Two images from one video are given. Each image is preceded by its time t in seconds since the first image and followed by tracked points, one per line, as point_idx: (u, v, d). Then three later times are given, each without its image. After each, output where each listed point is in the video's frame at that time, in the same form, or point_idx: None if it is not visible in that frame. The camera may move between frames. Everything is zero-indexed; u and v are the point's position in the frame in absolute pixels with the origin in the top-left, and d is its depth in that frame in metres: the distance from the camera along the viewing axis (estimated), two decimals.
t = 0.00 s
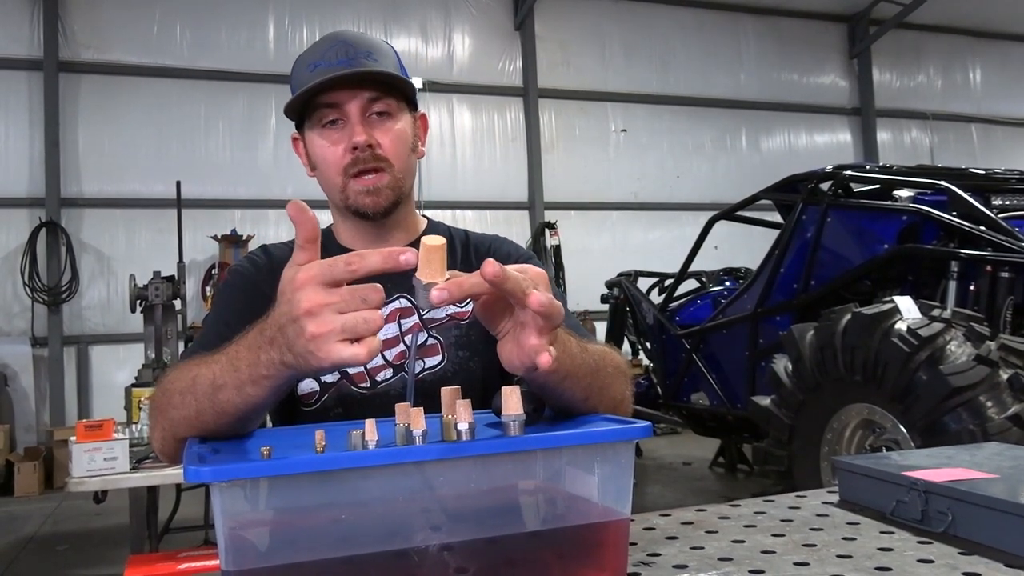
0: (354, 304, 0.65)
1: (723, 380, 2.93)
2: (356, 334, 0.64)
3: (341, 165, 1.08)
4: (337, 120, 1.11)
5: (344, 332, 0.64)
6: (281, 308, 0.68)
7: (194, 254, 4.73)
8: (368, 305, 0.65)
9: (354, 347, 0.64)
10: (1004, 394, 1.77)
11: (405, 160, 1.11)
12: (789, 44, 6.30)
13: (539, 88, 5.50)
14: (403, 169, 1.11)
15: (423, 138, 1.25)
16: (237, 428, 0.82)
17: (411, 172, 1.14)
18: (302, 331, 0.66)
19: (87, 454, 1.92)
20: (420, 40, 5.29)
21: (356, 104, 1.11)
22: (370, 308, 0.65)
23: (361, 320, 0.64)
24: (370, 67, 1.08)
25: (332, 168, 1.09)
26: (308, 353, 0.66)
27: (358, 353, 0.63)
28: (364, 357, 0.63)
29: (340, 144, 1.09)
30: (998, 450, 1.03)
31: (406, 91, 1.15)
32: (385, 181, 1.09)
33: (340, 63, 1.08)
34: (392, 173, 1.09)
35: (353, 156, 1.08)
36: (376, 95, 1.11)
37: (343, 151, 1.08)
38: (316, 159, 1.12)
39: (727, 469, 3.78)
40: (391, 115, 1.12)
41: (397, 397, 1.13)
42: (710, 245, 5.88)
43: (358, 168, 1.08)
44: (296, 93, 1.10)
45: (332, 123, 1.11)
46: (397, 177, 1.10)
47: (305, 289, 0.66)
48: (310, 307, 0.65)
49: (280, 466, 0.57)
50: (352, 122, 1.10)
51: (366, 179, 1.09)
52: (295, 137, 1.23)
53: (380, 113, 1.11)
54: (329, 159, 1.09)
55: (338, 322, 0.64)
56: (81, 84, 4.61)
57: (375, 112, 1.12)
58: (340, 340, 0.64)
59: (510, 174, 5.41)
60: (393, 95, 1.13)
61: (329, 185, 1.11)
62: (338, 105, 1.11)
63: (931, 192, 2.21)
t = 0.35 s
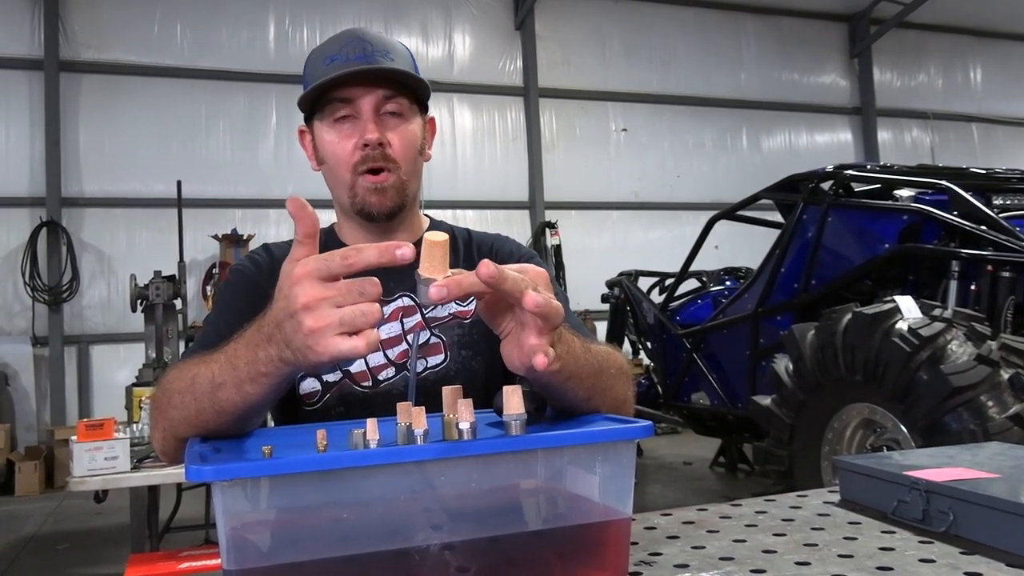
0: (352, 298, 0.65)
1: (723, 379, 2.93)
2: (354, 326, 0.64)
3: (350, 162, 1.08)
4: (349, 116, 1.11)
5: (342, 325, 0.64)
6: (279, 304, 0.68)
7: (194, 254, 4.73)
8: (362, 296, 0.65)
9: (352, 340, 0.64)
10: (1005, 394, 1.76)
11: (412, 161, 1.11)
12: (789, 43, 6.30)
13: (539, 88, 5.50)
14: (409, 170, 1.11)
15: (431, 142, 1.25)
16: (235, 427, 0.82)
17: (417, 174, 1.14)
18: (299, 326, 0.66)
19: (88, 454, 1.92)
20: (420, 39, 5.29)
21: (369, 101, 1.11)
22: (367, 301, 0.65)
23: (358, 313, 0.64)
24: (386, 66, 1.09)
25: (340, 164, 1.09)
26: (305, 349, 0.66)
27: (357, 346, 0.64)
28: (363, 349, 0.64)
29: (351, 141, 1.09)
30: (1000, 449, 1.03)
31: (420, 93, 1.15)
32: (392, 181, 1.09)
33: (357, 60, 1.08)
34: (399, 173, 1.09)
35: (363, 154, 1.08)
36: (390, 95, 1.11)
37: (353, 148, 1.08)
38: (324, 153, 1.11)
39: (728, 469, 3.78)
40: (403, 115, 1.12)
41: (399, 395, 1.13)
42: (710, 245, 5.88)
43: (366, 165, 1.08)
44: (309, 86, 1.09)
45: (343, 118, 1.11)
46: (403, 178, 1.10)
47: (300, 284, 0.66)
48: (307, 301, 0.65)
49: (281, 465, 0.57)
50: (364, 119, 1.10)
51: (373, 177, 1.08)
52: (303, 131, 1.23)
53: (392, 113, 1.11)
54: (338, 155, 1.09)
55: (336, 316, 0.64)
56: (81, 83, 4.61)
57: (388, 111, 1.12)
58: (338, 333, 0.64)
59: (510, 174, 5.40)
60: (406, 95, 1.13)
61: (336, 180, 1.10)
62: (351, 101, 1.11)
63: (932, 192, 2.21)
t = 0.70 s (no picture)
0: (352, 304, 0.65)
1: (723, 379, 2.93)
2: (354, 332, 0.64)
3: (354, 161, 1.08)
4: (355, 116, 1.11)
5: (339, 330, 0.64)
6: (279, 308, 0.68)
7: (195, 254, 4.74)
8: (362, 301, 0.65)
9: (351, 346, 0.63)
10: (1005, 392, 1.76)
11: (418, 163, 1.12)
12: (789, 43, 6.30)
13: (539, 87, 5.50)
14: (415, 171, 1.11)
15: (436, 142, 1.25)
16: (235, 428, 0.82)
17: (422, 175, 1.14)
18: (297, 330, 0.66)
19: (88, 454, 1.92)
20: (420, 39, 5.29)
21: (376, 103, 1.10)
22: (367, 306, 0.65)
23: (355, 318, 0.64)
24: (395, 69, 1.08)
25: (345, 164, 1.09)
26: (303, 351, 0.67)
27: (355, 351, 0.63)
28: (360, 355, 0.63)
29: (355, 142, 1.09)
30: (1000, 448, 1.03)
31: (428, 96, 1.15)
32: (396, 181, 1.09)
33: (365, 61, 1.08)
34: (404, 174, 1.10)
35: (367, 156, 1.08)
36: (397, 97, 1.11)
37: (357, 149, 1.09)
38: (328, 152, 1.11)
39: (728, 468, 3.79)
40: (409, 117, 1.12)
41: (400, 396, 1.13)
42: (710, 244, 5.88)
43: (371, 166, 1.08)
44: (316, 85, 1.09)
45: (349, 118, 1.11)
46: (408, 179, 1.10)
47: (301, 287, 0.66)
48: (307, 305, 0.65)
49: (281, 465, 0.57)
50: (371, 120, 1.10)
51: (376, 178, 1.09)
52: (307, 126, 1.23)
53: (399, 115, 1.11)
54: (343, 154, 1.09)
55: (334, 320, 0.64)
56: (81, 83, 4.61)
57: (393, 113, 1.12)
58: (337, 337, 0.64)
59: (510, 174, 5.41)
60: (414, 98, 1.13)
61: (340, 178, 1.10)
62: (358, 102, 1.10)
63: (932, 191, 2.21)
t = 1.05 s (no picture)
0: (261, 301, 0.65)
1: (723, 378, 2.93)
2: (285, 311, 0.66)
3: (371, 167, 1.09)
4: (371, 119, 1.10)
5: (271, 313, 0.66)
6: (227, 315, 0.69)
7: (195, 253, 4.74)
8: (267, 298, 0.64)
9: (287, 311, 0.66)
10: (1004, 392, 1.76)
11: (428, 170, 1.13)
12: (789, 42, 6.30)
13: (539, 87, 5.49)
14: (425, 178, 1.13)
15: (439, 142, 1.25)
16: (231, 425, 0.83)
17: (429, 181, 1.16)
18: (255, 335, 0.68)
19: (88, 453, 1.92)
20: (420, 38, 5.28)
21: (394, 108, 1.10)
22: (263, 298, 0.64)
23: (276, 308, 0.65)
24: (416, 76, 1.08)
25: (362, 169, 1.10)
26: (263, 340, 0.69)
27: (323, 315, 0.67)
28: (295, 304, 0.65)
29: (372, 148, 1.09)
30: (999, 448, 1.03)
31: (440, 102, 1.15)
32: (409, 190, 1.11)
33: (386, 65, 1.07)
34: (417, 181, 1.11)
35: (385, 163, 1.08)
36: (414, 102, 1.11)
37: (375, 155, 1.09)
38: (341, 154, 1.11)
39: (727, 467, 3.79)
40: (423, 123, 1.13)
41: (399, 396, 1.13)
42: (710, 244, 5.88)
43: (388, 173, 1.09)
44: (335, 86, 1.07)
45: (364, 121, 1.10)
46: (420, 188, 1.12)
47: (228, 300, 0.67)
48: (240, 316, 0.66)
49: (281, 465, 0.57)
50: (386, 125, 1.10)
51: (391, 185, 1.10)
52: (312, 120, 1.21)
53: (413, 121, 1.12)
54: (360, 159, 1.09)
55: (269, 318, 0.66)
56: (81, 82, 4.61)
57: (408, 118, 1.12)
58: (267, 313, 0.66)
59: (510, 173, 5.40)
60: (428, 103, 1.13)
61: (354, 182, 1.11)
62: (374, 106, 1.10)
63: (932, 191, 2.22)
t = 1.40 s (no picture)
0: (318, 308, 0.64)
1: (723, 378, 2.93)
2: (336, 334, 0.64)
3: (364, 167, 1.09)
4: (366, 119, 1.11)
5: (323, 335, 0.65)
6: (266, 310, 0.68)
7: (195, 253, 4.73)
8: (333, 313, 0.64)
9: (342, 346, 0.65)
10: (1004, 392, 1.76)
11: (426, 169, 1.12)
12: (790, 42, 6.30)
13: (539, 87, 5.50)
14: (423, 177, 1.12)
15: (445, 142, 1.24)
16: (233, 426, 0.82)
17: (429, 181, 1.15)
18: (282, 332, 0.66)
19: (88, 453, 1.92)
20: (420, 38, 5.28)
21: (388, 108, 1.10)
22: (335, 314, 0.64)
23: (329, 325, 0.64)
24: (410, 75, 1.07)
25: (356, 169, 1.10)
26: (292, 352, 0.67)
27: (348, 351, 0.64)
28: (352, 351, 0.64)
29: (366, 147, 1.09)
30: (999, 447, 1.03)
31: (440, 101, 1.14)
32: (404, 189, 1.10)
33: (380, 64, 1.07)
34: (413, 181, 1.10)
35: (378, 162, 1.09)
36: (410, 100, 1.10)
37: (368, 154, 1.09)
38: (337, 154, 1.12)
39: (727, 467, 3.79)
40: (420, 121, 1.12)
41: (400, 397, 1.13)
42: (710, 244, 5.88)
43: (381, 173, 1.09)
44: (329, 86, 1.08)
45: (359, 120, 1.11)
46: (417, 188, 1.11)
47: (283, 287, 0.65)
48: (287, 309, 0.64)
49: (281, 465, 0.57)
50: (381, 125, 1.10)
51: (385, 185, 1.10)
52: (314, 121, 1.22)
53: (410, 119, 1.11)
54: (354, 159, 1.10)
55: (312, 325, 0.64)
56: (81, 82, 4.61)
57: (405, 118, 1.11)
58: (324, 341, 0.65)
59: (510, 173, 5.40)
60: (426, 102, 1.12)
61: (349, 182, 1.11)
62: (369, 105, 1.10)
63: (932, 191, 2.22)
